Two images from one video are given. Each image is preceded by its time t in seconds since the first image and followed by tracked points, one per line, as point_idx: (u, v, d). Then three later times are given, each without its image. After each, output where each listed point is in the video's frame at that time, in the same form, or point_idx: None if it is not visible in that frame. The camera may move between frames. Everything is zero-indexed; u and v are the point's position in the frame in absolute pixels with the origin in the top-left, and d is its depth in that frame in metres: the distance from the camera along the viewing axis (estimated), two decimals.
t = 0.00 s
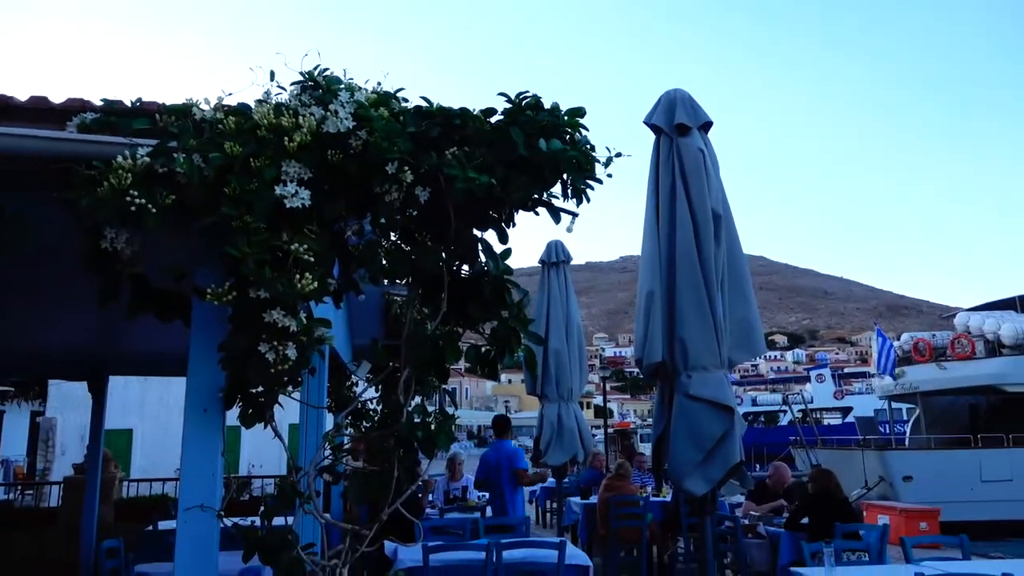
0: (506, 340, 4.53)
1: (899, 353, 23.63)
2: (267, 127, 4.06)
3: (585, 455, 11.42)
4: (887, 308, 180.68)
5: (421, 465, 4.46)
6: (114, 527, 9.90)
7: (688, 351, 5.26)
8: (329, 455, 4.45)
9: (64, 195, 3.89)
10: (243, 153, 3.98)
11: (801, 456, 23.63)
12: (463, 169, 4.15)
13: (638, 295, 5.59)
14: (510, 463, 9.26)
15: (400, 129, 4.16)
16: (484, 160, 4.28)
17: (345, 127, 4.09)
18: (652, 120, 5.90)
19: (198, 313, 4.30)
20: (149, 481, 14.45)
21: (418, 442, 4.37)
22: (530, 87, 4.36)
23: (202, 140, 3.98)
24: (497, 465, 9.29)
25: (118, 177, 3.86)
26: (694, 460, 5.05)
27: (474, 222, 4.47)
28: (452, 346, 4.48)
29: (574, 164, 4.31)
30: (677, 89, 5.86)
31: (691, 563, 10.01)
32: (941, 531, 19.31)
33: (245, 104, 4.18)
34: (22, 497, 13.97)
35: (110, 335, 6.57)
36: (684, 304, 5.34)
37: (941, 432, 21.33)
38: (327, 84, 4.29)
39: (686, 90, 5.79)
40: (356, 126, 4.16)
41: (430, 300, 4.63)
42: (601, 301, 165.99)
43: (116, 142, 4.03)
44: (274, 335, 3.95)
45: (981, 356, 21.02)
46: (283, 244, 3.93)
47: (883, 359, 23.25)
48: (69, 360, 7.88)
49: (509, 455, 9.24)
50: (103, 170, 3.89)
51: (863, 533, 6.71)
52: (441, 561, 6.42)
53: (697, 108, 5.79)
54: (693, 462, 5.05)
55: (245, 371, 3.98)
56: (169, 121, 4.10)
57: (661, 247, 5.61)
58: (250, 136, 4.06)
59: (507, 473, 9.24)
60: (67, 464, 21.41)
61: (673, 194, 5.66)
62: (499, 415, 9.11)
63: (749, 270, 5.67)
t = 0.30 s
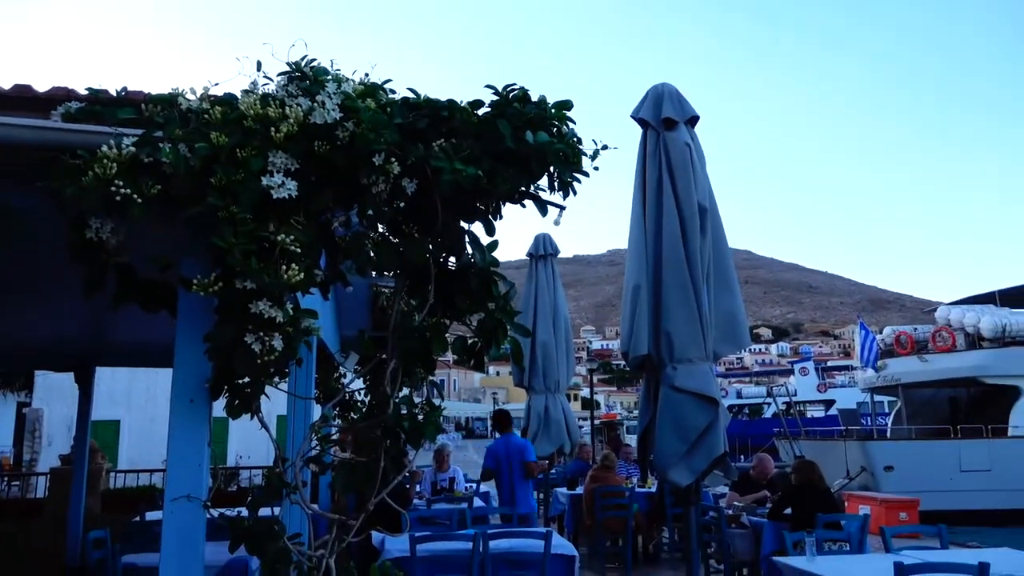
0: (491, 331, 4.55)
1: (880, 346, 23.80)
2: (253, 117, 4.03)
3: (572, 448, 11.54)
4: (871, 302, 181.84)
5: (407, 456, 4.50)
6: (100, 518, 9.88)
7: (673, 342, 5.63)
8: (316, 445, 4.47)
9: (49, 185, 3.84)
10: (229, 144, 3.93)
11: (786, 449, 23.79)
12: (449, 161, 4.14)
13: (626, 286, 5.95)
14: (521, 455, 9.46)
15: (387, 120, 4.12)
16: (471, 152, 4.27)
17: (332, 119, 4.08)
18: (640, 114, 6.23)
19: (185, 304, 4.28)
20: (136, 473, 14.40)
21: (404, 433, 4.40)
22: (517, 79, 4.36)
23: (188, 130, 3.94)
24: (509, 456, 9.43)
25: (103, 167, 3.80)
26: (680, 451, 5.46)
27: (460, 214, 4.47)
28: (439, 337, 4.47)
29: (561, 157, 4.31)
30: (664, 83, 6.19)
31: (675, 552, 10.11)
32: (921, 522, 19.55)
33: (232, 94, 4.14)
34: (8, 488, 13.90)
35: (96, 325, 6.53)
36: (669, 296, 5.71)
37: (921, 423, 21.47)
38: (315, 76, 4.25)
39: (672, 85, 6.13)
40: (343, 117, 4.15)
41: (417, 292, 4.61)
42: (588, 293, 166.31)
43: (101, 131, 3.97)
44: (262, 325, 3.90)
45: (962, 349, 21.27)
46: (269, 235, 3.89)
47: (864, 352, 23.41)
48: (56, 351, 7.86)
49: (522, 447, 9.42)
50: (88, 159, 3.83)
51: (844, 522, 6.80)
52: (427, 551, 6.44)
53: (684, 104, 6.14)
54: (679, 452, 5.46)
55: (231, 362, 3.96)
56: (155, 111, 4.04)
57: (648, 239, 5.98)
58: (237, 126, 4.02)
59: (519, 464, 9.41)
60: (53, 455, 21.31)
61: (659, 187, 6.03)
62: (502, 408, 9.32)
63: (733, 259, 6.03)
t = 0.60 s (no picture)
0: (479, 322, 4.52)
1: (866, 340, 23.92)
2: (239, 106, 3.92)
3: (558, 439, 11.60)
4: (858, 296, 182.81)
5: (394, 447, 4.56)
6: (86, 510, 9.84)
7: (661, 335, 5.67)
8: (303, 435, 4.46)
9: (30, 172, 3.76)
10: (214, 133, 3.84)
11: (771, 441, 23.94)
12: (438, 151, 4.12)
13: (614, 279, 5.98)
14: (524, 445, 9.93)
15: (375, 110, 4.06)
16: (459, 143, 4.24)
17: (320, 108, 3.98)
18: (628, 106, 6.27)
19: (169, 295, 4.22)
20: (122, 465, 14.36)
21: (392, 423, 4.40)
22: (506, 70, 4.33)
23: (173, 118, 3.85)
24: (516, 446, 9.84)
25: (87, 155, 3.74)
26: (667, 444, 5.53)
27: (448, 205, 4.45)
28: (426, 327, 4.46)
29: (549, 149, 4.29)
30: (653, 75, 6.24)
31: (661, 544, 10.17)
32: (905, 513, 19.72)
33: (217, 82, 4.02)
34: None
35: (81, 315, 6.48)
36: (657, 288, 5.74)
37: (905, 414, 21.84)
38: (302, 65, 4.12)
39: (661, 77, 6.18)
40: (331, 107, 4.07)
41: (404, 283, 4.59)
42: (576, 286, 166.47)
43: (84, 119, 3.89)
44: (249, 316, 3.86)
45: (946, 342, 21.45)
46: (255, 225, 3.84)
47: (850, 344, 23.56)
48: (40, 342, 7.81)
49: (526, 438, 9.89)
50: (72, 148, 3.77)
51: (828, 514, 6.83)
52: (415, 544, 6.41)
53: (673, 96, 6.20)
54: (666, 445, 5.53)
55: (217, 353, 3.91)
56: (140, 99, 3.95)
57: (636, 233, 6.02)
58: (222, 115, 3.91)
59: (523, 454, 9.90)
60: (38, 447, 21.23)
61: (648, 179, 6.07)
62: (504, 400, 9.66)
63: (720, 251, 6.10)
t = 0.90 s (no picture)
0: (468, 316, 4.48)
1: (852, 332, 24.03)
2: (225, 97, 3.87)
3: (546, 431, 11.62)
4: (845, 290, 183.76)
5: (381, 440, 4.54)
6: (70, 504, 9.78)
7: (649, 329, 5.68)
8: (289, 429, 4.45)
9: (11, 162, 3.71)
10: (200, 124, 3.79)
11: (758, 434, 24.06)
12: (426, 143, 4.09)
13: (602, 272, 5.99)
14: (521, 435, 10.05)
15: (363, 101, 4.01)
16: (448, 135, 4.20)
17: (307, 100, 3.93)
18: (617, 98, 6.27)
19: (154, 286, 4.19)
20: (108, 457, 14.30)
21: (379, 417, 4.40)
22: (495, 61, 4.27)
23: (157, 108, 3.79)
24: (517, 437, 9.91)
25: (69, 145, 3.68)
26: (655, 437, 5.56)
27: (437, 197, 4.42)
28: (414, 319, 4.44)
29: (538, 141, 4.24)
30: (643, 68, 6.23)
31: (649, 536, 10.20)
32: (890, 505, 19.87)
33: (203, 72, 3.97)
34: None
35: (66, 307, 6.42)
36: (645, 282, 5.75)
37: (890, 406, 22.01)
38: (288, 55, 4.07)
39: (651, 70, 6.18)
40: (318, 97, 4.02)
41: (391, 276, 4.57)
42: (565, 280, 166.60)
43: (67, 109, 3.84)
44: (235, 308, 3.83)
45: (931, 335, 21.60)
46: (241, 217, 3.80)
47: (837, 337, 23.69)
48: (23, 335, 7.74)
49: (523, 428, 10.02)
50: (54, 137, 3.71)
51: (813, 506, 6.86)
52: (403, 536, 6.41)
53: (662, 89, 6.20)
54: (653, 438, 5.56)
55: (202, 345, 3.88)
56: (124, 89, 3.89)
57: (625, 226, 6.03)
58: (208, 106, 3.86)
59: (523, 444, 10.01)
60: (23, 440, 21.10)
61: (636, 173, 6.08)
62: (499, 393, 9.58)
63: (708, 245, 6.12)
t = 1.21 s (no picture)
0: (456, 307, 4.47)
1: (841, 326, 24.12)
2: (210, 86, 3.83)
3: (536, 424, 11.63)
4: (834, 283, 184.51)
5: (369, 431, 4.52)
6: (57, 497, 9.73)
7: (638, 321, 5.68)
8: (277, 421, 4.44)
9: None
10: (185, 113, 3.75)
11: (747, 427, 24.13)
12: (413, 133, 4.06)
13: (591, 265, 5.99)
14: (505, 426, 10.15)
15: (350, 91, 3.97)
16: (435, 126, 4.16)
17: (293, 90, 3.89)
18: (606, 91, 6.26)
19: (140, 277, 4.16)
20: (96, 451, 14.24)
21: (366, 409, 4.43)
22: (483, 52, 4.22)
23: (141, 97, 3.74)
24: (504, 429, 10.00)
25: (52, 134, 3.64)
26: (644, 429, 5.58)
27: (425, 189, 4.41)
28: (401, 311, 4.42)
29: (526, 133, 4.21)
30: (633, 60, 6.23)
31: (637, 527, 10.23)
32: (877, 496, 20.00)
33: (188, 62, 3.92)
34: None
35: (51, 299, 6.36)
36: (634, 275, 5.76)
37: (878, 399, 22.12)
38: (275, 45, 4.03)
39: (640, 63, 6.17)
40: (305, 88, 3.98)
41: (380, 267, 4.54)
42: (556, 272, 166.96)
43: (50, 97, 3.80)
44: (220, 299, 3.79)
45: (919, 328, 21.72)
46: (227, 207, 3.76)
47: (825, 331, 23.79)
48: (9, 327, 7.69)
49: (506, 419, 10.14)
50: (37, 126, 3.66)
51: (801, 498, 6.88)
52: (392, 528, 6.40)
53: (652, 82, 6.19)
54: (642, 430, 5.58)
55: (189, 337, 3.85)
56: (109, 78, 3.83)
57: (614, 219, 6.03)
58: (194, 95, 3.81)
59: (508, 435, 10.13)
60: (10, 434, 20.97)
61: (626, 165, 6.08)
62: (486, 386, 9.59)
63: (698, 239, 6.12)
